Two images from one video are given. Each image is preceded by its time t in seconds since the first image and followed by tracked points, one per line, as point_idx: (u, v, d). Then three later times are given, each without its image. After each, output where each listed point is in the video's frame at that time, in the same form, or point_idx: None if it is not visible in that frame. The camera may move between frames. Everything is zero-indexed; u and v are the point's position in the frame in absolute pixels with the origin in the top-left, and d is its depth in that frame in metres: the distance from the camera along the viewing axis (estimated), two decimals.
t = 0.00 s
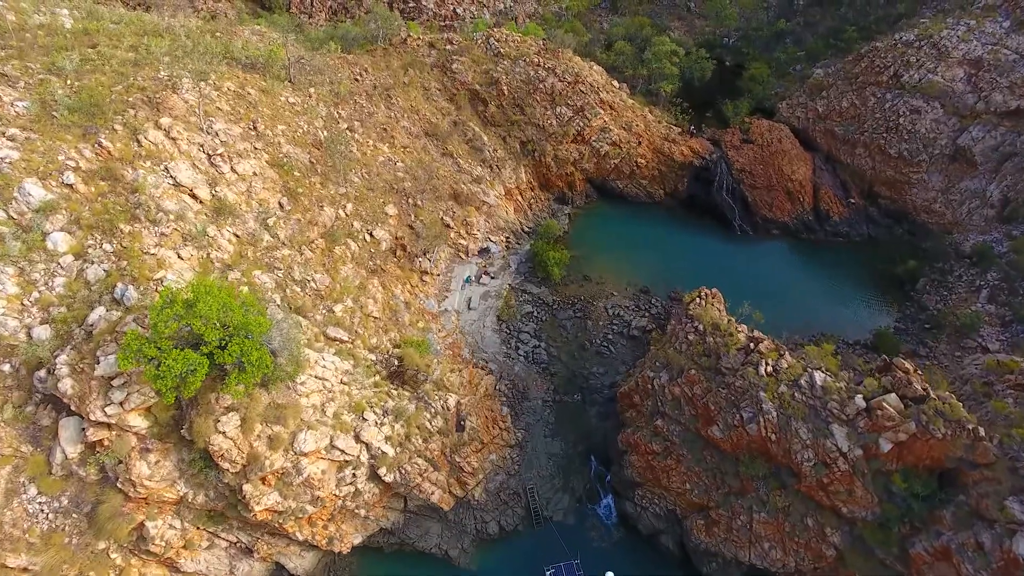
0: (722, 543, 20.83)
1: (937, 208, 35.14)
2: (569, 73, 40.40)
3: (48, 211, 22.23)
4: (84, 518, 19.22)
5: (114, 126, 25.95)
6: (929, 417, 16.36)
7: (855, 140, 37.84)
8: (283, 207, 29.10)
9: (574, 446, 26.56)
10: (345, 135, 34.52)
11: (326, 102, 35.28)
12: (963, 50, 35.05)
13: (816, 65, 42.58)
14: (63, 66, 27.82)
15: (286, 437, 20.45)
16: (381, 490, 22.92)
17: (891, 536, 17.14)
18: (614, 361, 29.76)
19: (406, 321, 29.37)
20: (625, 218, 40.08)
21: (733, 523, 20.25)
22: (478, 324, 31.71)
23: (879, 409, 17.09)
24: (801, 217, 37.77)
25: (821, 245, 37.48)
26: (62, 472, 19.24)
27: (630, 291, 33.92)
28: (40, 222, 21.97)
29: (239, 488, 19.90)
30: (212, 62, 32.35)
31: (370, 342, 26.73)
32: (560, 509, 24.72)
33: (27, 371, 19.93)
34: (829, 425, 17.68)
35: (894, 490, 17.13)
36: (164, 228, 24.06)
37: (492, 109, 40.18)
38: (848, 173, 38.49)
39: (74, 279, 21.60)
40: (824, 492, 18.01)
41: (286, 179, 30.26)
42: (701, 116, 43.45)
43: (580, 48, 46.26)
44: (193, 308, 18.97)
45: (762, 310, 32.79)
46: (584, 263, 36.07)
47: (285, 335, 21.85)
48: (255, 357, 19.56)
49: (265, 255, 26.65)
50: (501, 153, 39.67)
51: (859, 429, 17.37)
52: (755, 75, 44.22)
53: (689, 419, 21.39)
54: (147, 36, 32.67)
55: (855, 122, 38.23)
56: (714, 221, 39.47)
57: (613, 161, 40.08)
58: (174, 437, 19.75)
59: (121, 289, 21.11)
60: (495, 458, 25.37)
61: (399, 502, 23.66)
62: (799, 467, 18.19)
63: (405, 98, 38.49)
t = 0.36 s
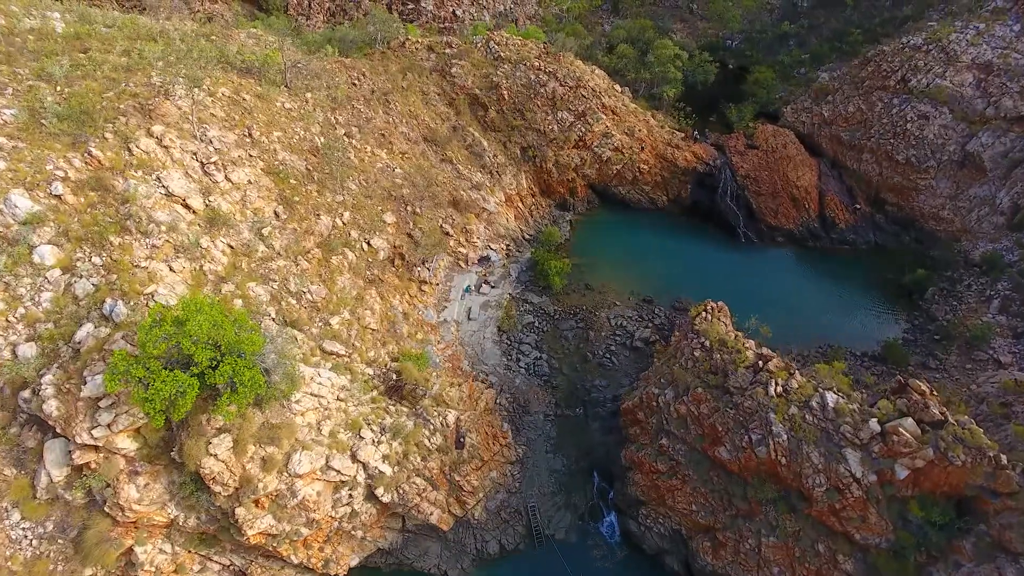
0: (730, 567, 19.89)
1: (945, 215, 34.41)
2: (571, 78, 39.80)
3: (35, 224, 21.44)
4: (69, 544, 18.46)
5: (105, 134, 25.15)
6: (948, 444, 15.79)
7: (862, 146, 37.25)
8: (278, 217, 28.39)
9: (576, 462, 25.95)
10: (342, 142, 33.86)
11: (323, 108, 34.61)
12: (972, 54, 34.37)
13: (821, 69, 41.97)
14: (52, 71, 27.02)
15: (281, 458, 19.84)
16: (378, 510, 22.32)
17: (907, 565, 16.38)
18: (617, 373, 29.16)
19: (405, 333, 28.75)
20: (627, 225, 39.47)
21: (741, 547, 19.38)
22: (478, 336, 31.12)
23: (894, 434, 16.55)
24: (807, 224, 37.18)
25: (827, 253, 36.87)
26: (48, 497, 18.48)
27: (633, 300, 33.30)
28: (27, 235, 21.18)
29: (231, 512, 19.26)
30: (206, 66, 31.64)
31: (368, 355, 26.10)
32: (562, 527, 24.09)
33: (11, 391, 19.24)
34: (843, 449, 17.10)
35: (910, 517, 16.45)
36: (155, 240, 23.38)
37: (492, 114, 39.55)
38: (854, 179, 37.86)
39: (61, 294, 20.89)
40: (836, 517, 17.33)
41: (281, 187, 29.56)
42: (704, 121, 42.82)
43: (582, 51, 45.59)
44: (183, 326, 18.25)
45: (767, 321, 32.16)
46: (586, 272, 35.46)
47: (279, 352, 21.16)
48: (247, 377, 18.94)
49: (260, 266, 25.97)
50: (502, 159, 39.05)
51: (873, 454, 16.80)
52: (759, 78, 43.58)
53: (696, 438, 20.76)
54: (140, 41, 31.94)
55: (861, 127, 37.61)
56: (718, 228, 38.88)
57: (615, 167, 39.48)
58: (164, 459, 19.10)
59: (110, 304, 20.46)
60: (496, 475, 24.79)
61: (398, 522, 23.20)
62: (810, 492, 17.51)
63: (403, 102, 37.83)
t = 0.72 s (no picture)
0: None
1: (953, 222, 33.79)
2: (572, 82, 39.16)
3: (21, 236, 20.67)
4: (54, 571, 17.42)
5: (95, 143, 24.40)
6: (969, 472, 15.20)
7: (868, 152, 36.61)
8: (273, 226, 27.71)
9: (578, 478, 25.32)
10: (340, 148, 33.22)
11: (320, 113, 33.95)
12: (982, 58, 33.49)
13: (826, 73, 41.34)
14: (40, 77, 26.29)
15: (274, 481, 19.23)
16: (376, 531, 21.78)
17: None
18: (620, 386, 28.53)
19: (403, 345, 28.16)
20: (630, 232, 38.83)
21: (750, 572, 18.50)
22: (478, 347, 30.52)
23: (911, 461, 15.83)
24: (813, 232, 36.57)
25: (833, 261, 36.22)
26: (31, 523, 17.57)
27: (636, 310, 32.67)
28: (12, 248, 20.41)
29: (223, 537, 18.64)
30: (201, 72, 30.98)
31: (365, 369, 25.48)
32: (564, 547, 23.48)
33: None
34: (857, 475, 16.50)
35: (928, 547, 15.85)
36: (146, 252, 22.67)
37: (492, 120, 38.92)
38: (861, 186, 37.19)
39: (47, 310, 20.11)
40: (849, 545, 16.60)
41: (277, 196, 28.87)
42: (707, 125, 42.19)
43: (583, 54, 44.95)
44: (171, 347, 17.64)
45: (772, 331, 31.53)
46: (588, 280, 34.83)
47: (273, 370, 20.50)
48: (239, 398, 18.28)
49: (255, 279, 25.32)
50: (502, 165, 38.42)
51: (889, 481, 16.14)
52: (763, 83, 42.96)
53: (702, 459, 20.12)
54: (133, 45, 31.25)
55: (868, 132, 36.95)
56: (722, 235, 38.25)
57: (617, 173, 38.86)
58: (153, 483, 18.43)
59: (99, 321, 19.80)
60: (496, 494, 24.20)
61: (396, 542, 22.52)
62: (823, 518, 16.78)
63: (401, 107, 37.20)
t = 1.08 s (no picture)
0: None
1: (962, 230, 33.11)
2: (574, 87, 38.48)
3: (6, 250, 19.86)
4: None
5: (84, 152, 23.61)
6: (993, 504, 14.49)
7: (875, 158, 35.95)
8: (268, 236, 27.02)
9: (581, 496, 24.68)
10: (337, 155, 32.56)
11: (317, 118, 33.28)
12: (992, 63, 32.76)
13: (831, 77, 40.69)
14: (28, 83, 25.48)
15: (268, 505, 18.64)
16: (373, 553, 21.07)
17: None
18: (623, 400, 27.89)
19: (401, 359, 27.56)
20: (632, 239, 38.19)
21: None
22: (478, 360, 29.90)
23: (930, 490, 15.30)
24: (819, 240, 35.92)
25: (840, 269, 35.57)
26: (15, 550, 16.84)
27: (639, 321, 32.02)
28: None
29: (214, 564, 18.01)
30: (195, 78, 30.29)
31: (362, 384, 24.86)
32: (567, 568, 22.83)
33: None
34: (873, 503, 15.93)
35: None
36: (137, 266, 21.97)
37: (492, 125, 38.28)
38: (867, 192, 36.53)
39: (33, 328, 19.29)
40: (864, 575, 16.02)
41: (272, 205, 28.19)
42: (711, 130, 41.55)
43: (585, 57, 44.30)
44: (159, 369, 16.93)
45: (779, 342, 30.89)
46: (590, 290, 34.19)
47: (266, 389, 19.87)
48: (231, 422, 17.68)
49: (249, 292, 24.68)
50: (502, 171, 37.79)
51: (906, 510, 15.57)
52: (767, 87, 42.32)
53: (709, 481, 19.47)
54: (125, 50, 30.51)
55: (874, 138, 36.27)
56: (726, 242, 37.62)
57: (620, 179, 38.23)
58: (141, 509, 17.80)
59: (86, 338, 19.07)
60: (497, 513, 23.57)
61: (393, 563, 21.67)
62: (836, 547, 16.19)
63: (400, 112, 36.55)
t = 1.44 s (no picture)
0: None
1: (971, 238, 32.42)
2: (575, 92, 37.82)
3: None
4: None
5: (73, 162, 22.82)
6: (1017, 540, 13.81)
7: (882, 164, 35.33)
8: (263, 247, 26.33)
9: (583, 515, 24.02)
10: (334, 162, 31.90)
11: (314, 125, 32.65)
12: (1003, 67, 32.01)
13: (837, 81, 40.03)
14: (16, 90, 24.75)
15: (261, 531, 18.00)
16: None
17: None
18: (626, 415, 27.25)
19: (399, 373, 26.95)
20: (634, 247, 37.59)
21: None
22: (478, 373, 29.29)
23: (950, 523, 14.69)
24: (825, 248, 35.22)
25: (846, 278, 34.90)
26: None
27: (641, 332, 31.38)
28: None
29: None
30: (189, 84, 29.63)
31: (359, 401, 24.24)
32: None
33: None
34: (889, 534, 15.31)
35: None
36: (127, 280, 21.24)
37: (492, 131, 37.65)
38: (874, 199, 35.90)
39: (17, 347, 18.42)
40: None
41: (267, 215, 27.51)
42: (714, 135, 40.92)
43: (586, 61, 43.65)
44: (147, 393, 16.26)
45: (784, 354, 30.27)
46: (592, 300, 33.57)
47: (259, 410, 19.25)
48: (221, 447, 17.06)
49: (243, 306, 23.99)
50: (502, 178, 37.17)
51: (924, 543, 14.96)
52: (771, 91, 41.66)
53: (717, 505, 18.79)
54: (117, 56, 29.83)
55: (881, 144, 35.59)
56: (730, 250, 36.99)
57: (622, 186, 37.62)
58: (128, 537, 17.15)
59: (73, 358, 18.36)
60: (497, 534, 22.93)
61: None
62: None
63: (398, 118, 35.90)
